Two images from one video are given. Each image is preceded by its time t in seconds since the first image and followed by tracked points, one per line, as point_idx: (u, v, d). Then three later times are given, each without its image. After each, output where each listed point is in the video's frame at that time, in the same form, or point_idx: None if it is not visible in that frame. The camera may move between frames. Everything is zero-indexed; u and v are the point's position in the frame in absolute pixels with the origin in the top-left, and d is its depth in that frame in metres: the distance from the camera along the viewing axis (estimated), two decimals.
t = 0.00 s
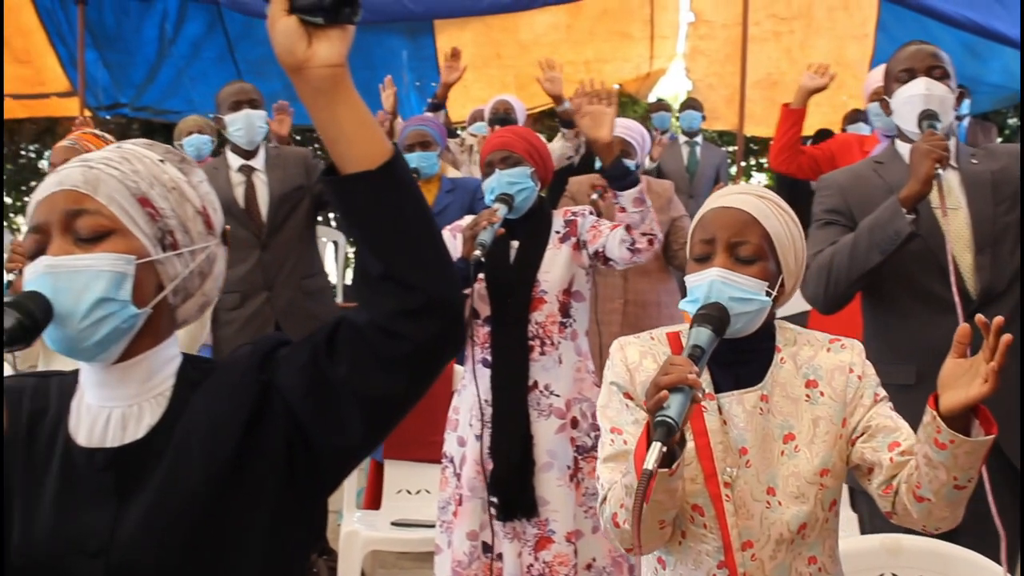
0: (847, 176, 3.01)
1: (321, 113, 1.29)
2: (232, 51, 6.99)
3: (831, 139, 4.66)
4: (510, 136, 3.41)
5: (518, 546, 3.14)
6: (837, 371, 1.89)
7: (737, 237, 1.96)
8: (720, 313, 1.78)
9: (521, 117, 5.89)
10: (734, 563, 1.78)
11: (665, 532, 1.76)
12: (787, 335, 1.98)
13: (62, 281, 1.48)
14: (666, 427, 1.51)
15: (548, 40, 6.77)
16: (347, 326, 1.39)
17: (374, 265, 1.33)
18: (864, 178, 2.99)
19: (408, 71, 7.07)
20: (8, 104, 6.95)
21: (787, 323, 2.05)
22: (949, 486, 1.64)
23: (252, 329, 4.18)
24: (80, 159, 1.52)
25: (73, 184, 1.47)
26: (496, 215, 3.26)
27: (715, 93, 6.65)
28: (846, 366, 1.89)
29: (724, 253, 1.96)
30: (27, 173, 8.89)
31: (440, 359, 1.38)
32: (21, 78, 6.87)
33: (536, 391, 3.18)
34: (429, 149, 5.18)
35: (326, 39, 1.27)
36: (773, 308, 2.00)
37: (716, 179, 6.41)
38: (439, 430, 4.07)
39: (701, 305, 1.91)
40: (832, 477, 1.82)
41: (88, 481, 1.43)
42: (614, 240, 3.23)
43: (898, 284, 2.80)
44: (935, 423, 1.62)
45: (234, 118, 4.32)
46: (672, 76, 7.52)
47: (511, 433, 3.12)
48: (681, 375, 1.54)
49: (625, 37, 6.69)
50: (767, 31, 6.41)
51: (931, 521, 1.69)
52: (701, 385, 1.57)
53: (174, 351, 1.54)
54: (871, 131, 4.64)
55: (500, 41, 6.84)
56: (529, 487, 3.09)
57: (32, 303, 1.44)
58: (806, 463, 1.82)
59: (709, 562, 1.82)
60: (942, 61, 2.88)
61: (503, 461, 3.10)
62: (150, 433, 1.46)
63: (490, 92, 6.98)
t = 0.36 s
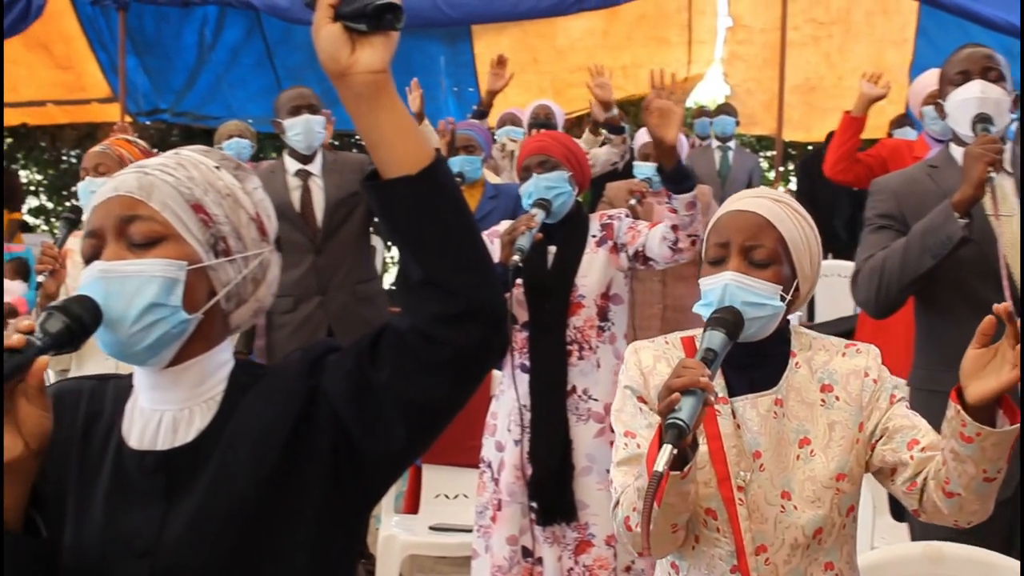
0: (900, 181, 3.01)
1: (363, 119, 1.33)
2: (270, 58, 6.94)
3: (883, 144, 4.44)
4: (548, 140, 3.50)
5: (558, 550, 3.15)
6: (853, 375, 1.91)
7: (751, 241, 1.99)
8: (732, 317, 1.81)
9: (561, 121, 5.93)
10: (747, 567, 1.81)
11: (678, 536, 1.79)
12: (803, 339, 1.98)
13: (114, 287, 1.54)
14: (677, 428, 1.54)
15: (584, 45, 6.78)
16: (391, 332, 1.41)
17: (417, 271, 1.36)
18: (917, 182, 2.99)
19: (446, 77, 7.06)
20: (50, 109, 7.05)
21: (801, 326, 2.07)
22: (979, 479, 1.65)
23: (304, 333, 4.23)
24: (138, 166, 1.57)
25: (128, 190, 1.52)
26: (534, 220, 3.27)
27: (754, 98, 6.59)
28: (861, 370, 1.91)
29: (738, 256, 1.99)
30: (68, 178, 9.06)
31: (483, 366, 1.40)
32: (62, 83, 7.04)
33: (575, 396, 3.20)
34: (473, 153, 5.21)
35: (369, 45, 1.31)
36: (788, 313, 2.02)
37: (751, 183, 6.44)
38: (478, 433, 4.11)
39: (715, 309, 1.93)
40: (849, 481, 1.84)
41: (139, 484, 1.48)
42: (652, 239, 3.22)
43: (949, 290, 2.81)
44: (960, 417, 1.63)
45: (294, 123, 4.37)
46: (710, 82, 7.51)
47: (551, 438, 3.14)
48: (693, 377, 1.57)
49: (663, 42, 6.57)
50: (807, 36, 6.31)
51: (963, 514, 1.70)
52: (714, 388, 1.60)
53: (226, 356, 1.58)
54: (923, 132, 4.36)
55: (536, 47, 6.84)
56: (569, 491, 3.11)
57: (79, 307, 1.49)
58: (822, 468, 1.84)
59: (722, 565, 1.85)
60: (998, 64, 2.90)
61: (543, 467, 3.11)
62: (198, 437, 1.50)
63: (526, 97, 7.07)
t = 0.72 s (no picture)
0: (954, 193, 2.83)
1: (406, 128, 1.37)
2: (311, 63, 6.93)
3: (930, 155, 4.37)
4: (592, 148, 3.50)
5: (596, 559, 3.17)
6: (870, 382, 1.96)
7: (769, 252, 2.06)
8: (749, 324, 1.85)
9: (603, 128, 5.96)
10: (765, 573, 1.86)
11: (692, 544, 1.82)
12: (818, 348, 2.05)
13: (160, 292, 1.58)
14: (692, 434, 1.57)
15: (626, 53, 6.73)
16: (432, 340, 1.45)
17: (459, 280, 1.39)
18: (972, 194, 2.81)
19: (486, 83, 6.85)
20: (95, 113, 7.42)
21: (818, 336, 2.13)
22: (1018, 470, 1.68)
23: (359, 339, 4.24)
24: (186, 172, 1.63)
25: (175, 197, 1.57)
26: (577, 223, 3.23)
27: (795, 107, 6.51)
28: (878, 377, 1.97)
29: (756, 266, 2.07)
30: (111, 182, 9.22)
31: (523, 376, 1.43)
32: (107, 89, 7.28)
33: (614, 404, 3.22)
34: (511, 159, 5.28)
35: (412, 55, 1.35)
36: (806, 322, 2.09)
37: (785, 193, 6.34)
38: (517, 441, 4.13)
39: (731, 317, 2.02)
40: (869, 488, 1.90)
41: (182, 488, 1.53)
42: (695, 245, 3.21)
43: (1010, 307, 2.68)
44: (1000, 409, 1.64)
45: (351, 131, 4.33)
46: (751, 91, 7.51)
47: (591, 446, 3.16)
48: (708, 384, 1.61)
49: (705, 50, 6.56)
50: (848, 44, 6.38)
51: (1000, 505, 1.73)
52: (728, 394, 1.64)
53: (270, 361, 1.63)
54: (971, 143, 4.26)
55: (578, 54, 6.82)
56: (608, 499, 3.13)
57: (121, 312, 1.53)
58: (841, 475, 1.89)
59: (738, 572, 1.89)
60: None
61: (582, 475, 3.13)
62: (242, 443, 1.55)
63: (566, 104, 7.05)
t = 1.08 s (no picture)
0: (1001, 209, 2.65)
1: (443, 144, 1.39)
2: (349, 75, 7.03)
3: (964, 174, 4.34)
4: (636, 164, 3.54)
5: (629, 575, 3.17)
6: (893, 395, 2.01)
7: (794, 270, 2.10)
8: (772, 339, 1.87)
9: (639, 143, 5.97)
10: None
11: (716, 558, 1.83)
12: (841, 364, 2.09)
13: (196, 304, 1.62)
14: (716, 447, 1.60)
15: (663, 68, 6.73)
16: (466, 354, 1.47)
17: (494, 294, 1.41)
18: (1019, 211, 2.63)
19: (522, 96, 6.82)
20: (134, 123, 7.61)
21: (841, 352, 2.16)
22: None
23: (406, 349, 4.27)
24: (220, 184, 1.66)
25: (211, 209, 1.61)
26: (615, 233, 3.28)
27: (831, 123, 6.58)
28: (902, 389, 2.01)
29: (781, 284, 2.11)
30: (146, 193, 9.36)
31: (558, 391, 1.45)
32: (146, 99, 7.41)
33: (649, 420, 3.22)
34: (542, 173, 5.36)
35: (448, 71, 1.38)
36: (831, 338, 2.12)
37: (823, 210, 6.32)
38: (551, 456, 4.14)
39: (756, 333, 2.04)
40: (895, 500, 1.93)
41: (215, 500, 1.56)
42: (729, 261, 3.21)
43: None
44: None
45: (403, 140, 4.35)
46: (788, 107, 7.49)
47: (626, 462, 3.15)
48: (732, 398, 1.63)
49: (741, 65, 6.57)
50: (887, 61, 6.30)
51: None
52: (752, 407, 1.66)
53: (302, 373, 1.66)
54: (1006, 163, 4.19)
55: (614, 69, 6.79)
56: (642, 515, 3.14)
57: (155, 325, 1.56)
58: (868, 487, 1.93)
59: None
60: None
61: (616, 491, 3.14)
62: (273, 455, 1.57)
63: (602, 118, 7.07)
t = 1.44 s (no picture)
0: None
1: (480, 154, 1.42)
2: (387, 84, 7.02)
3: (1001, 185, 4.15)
4: (680, 175, 3.56)
5: None
6: (932, 404, 2.01)
7: (835, 281, 2.11)
8: (812, 350, 1.88)
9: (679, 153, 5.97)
10: None
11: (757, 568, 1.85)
12: (879, 373, 2.09)
13: (227, 312, 1.66)
14: (757, 458, 1.60)
15: (702, 77, 6.73)
16: (501, 363, 1.49)
17: (530, 304, 1.44)
18: None
19: (562, 106, 6.84)
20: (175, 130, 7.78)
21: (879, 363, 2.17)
22: None
23: (451, 357, 4.32)
24: (252, 192, 1.69)
25: (242, 217, 1.64)
26: (657, 241, 3.28)
27: (871, 134, 6.48)
28: (940, 398, 2.01)
29: (822, 295, 2.11)
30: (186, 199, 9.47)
31: (593, 401, 1.47)
32: (187, 107, 7.51)
33: (688, 430, 3.22)
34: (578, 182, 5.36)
35: (485, 81, 1.41)
36: (872, 349, 2.12)
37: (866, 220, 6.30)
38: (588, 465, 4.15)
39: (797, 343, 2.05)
40: (937, 507, 1.94)
41: (247, 507, 1.59)
42: (771, 270, 3.23)
43: None
44: None
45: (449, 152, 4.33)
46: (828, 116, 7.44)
47: (666, 472, 3.17)
48: (772, 408, 1.64)
49: (782, 76, 6.54)
50: (927, 72, 6.31)
51: None
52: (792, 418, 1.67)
53: (332, 382, 1.70)
54: None
55: (653, 79, 6.81)
56: (681, 526, 3.15)
57: (190, 330, 1.60)
58: (910, 495, 1.93)
59: None
60: None
61: (654, 501, 3.15)
62: (305, 462, 1.61)
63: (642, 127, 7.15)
